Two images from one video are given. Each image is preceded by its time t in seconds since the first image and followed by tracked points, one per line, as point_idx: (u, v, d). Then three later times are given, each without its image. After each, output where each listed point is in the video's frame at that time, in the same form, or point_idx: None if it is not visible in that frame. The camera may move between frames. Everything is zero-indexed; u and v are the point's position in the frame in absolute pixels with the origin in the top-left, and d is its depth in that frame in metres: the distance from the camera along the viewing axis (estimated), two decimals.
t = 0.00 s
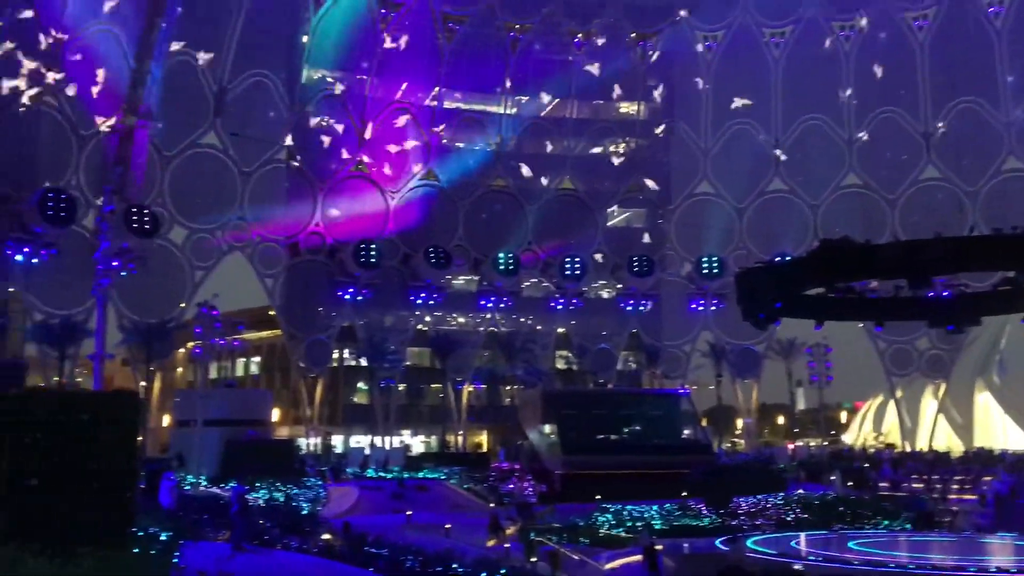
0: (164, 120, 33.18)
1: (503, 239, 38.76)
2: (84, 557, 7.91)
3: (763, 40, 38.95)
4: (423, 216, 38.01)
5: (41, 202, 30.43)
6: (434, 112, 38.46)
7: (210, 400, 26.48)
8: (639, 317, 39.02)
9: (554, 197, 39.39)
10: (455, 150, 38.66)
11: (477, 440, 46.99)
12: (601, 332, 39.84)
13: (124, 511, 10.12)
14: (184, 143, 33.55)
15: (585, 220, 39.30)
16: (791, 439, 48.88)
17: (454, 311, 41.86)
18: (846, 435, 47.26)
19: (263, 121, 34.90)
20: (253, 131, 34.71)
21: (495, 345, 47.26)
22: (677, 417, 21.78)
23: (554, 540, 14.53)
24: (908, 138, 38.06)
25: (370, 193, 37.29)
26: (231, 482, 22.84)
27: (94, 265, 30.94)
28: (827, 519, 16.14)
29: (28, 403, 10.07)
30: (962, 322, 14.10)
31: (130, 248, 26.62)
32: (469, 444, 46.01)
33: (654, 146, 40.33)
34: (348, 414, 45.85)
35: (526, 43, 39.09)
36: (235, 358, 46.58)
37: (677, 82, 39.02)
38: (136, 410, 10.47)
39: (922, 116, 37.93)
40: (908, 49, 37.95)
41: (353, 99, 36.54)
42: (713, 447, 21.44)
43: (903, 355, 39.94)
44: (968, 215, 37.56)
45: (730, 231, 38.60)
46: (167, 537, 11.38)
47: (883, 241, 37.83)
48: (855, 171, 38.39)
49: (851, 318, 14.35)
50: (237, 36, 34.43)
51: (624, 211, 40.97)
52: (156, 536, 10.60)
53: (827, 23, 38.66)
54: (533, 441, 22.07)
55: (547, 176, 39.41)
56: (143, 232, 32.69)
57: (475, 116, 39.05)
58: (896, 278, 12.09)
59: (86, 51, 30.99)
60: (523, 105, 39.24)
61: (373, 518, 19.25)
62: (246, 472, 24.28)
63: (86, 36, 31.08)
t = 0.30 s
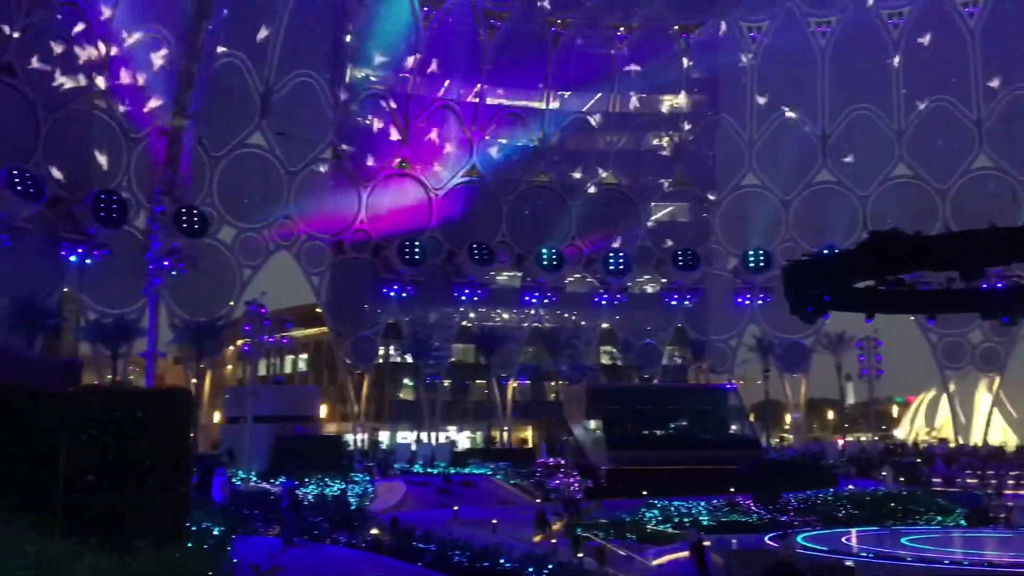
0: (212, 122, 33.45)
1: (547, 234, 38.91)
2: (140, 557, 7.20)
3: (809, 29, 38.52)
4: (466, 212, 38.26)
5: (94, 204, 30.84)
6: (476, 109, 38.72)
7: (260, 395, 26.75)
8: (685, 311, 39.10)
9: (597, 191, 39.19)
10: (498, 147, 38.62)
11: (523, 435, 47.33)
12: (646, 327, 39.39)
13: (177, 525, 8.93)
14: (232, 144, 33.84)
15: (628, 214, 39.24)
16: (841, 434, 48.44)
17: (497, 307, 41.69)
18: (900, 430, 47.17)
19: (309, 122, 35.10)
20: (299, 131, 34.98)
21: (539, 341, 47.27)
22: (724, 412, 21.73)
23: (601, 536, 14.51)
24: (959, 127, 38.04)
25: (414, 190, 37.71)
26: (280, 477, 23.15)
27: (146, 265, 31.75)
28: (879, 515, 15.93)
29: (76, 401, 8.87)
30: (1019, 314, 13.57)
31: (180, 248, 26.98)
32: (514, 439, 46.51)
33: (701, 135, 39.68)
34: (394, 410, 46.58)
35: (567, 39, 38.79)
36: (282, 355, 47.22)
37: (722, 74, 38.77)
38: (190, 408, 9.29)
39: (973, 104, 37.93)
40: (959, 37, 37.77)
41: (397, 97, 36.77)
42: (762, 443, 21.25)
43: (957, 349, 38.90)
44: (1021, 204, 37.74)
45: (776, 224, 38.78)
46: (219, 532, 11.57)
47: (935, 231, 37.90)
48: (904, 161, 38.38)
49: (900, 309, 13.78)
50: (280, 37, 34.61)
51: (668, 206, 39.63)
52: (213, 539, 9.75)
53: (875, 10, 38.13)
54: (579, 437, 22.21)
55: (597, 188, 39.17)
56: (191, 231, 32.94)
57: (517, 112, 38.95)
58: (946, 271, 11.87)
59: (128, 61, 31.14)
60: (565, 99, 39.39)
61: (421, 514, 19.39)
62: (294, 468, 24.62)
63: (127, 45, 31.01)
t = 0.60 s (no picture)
0: (241, 121, 33.73)
1: (572, 230, 38.62)
2: (171, 552, 7.15)
3: (838, 21, 38.10)
4: (493, 207, 37.82)
5: (123, 201, 30.86)
6: (503, 105, 38.83)
7: (287, 392, 26.83)
8: (712, 307, 38.96)
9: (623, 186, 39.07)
10: (524, 142, 38.51)
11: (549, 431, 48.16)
12: (673, 323, 39.35)
13: (204, 526, 8.54)
14: (260, 141, 34.09)
15: (655, 209, 38.79)
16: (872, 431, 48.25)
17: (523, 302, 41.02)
18: (931, 427, 47.71)
19: (337, 121, 35.31)
20: (327, 128, 35.13)
21: (565, 337, 47.31)
22: (751, 409, 21.28)
23: (628, 532, 14.50)
24: (992, 120, 37.84)
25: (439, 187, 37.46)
26: (309, 472, 23.35)
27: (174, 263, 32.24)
28: (911, 512, 15.76)
29: (106, 396, 8.58)
30: None
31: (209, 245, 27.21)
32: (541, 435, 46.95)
33: (728, 130, 38.96)
34: (421, 406, 47.17)
35: (592, 33, 39.08)
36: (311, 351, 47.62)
37: (750, 68, 38.47)
38: (219, 405, 8.90)
39: (1005, 97, 37.74)
40: (992, 28, 37.40)
41: (424, 93, 37.46)
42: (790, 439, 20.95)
43: (989, 345, 38.33)
44: None
45: (805, 219, 38.47)
46: (249, 526, 11.73)
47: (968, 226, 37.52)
48: (936, 155, 38.05)
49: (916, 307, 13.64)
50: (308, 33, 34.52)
51: (695, 200, 39.67)
52: (240, 534, 9.73)
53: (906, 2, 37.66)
54: (606, 433, 22.16)
55: (628, 198, 38.74)
56: (221, 228, 32.60)
57: (543, 109, 38.83)
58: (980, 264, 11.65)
59: (151, 61, 31.35)
60: (593, 95, 39.72)
61: (448, 509, 19.50)
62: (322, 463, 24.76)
63: (153, 45, 31.22)
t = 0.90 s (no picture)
0: (245, 120, 33.49)
1: (577, 230, 38.73)
2: (178, 549, 7.20)
3: (844, 20, 38.16)
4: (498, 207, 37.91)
5: (129, 199, 30.41)
6: (508, 104, 38.69)
7: (293, 388, 26.95)
8: (716, 306, 39.07)
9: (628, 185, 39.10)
10: (529, 140, 38.75)
11: (553, 430, 49.52)
12: (678, 322, 39.32)
13: (207, 522, 8.53)
14: (264, 141, 34.06)
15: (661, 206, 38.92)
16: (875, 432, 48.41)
17: (529, 302, 40.87)
18: (936, 428, 47.88)
19: (343, 119, 35.32)
20: (332, 127, 35.11)
21: (569, 336, 47.35)
22: (756, 409, 20.99)
23: (632, 531, 14.49)
24: (998, 119, 37.66)
25: (444, 184, 37.41)
26: (313, 470, 23.39)
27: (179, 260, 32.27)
28: (915, 513, 15.72)
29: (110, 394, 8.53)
30: None
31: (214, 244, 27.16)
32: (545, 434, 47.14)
33: (733, 128, 38.81)
34: (426, 404, 47.58)
35: (598, 32, 38.52)
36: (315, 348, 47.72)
37: (755, 67, 38.55)
38: (223, 402, 8.87)
39: (1011, 97, 37.56)
40: (997, 27, 37.27)
41: (429, 92, 37.65)
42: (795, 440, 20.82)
43: (994, 345, 38.27)
44: None
45: (811, 218, 38.54)
46: (253, 524, 11.71)
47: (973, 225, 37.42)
48: (941, 154, 38.04)
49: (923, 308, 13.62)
50: (313, 29, 34.15)
51: (697, 201, 39.19)
52: (243, 531, 9.70)
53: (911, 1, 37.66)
54: (610, 432, 21.98)
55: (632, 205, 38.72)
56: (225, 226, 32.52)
57: (547, 107, 38.85)
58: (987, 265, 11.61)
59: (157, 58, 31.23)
60: (598, 93, 39.74)
61: (452, 507, 19.49)
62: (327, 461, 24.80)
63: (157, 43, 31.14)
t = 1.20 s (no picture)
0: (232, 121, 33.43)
1: (564, 233, 38.80)
2: (157, 552, 7.19)
3: (829, 26, 38.43)
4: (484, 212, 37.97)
5: (112, 200, 30.43)
6: (495, 106, 38.53)
7: (276, 390, 26.47)
8: (702, 310, 39.05)
9: (614, 189, 39.22)
10: (516, 143, 38.63)
11: (538, 432, 49.43)
12: (663, 325, 39.37)
13: (191, 522, 8.48)
14: (250, 142, 34.01)
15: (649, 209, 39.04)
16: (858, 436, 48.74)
17: (514, 304, 40.75)
18: (919, 432, 48.11)
19: (329, 120, 35.23)
20: (318, 128, 35.01)
21: (555, 339, 47.43)
22: (741, 412, 21.21)
23: (616, 535, 14.50)
24: (981, 126, 37.87)
25: (431, 187, 37.47)
26: (297, 472, 23.32)
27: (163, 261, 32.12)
28: (897, 516, 15.81)
29: (94, 395, 8.53)
30: None
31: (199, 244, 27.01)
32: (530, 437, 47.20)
33: (718, 136, 39.00)
34: (411, 406, 47.62)
35: (585, 36, 38.65)
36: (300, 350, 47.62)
37: (741, 72, 38.82)
38: (206, 403, 8.87)
39: (994, 104, 37.78)
40: (980, 34, 37.58)
41: (415, 94, 37.42)
42: (778, 443, 21.08)
43: (976, 350, 38.60)
44: None
45: (795, 223, 38.73)
46: (237, 525, 11.66)
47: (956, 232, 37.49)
48: (924, 160, 38.21)
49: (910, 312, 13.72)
50: (300, 29, 34.13)
51: (684, 205, 39.30)
52: (228, 535, 9.59)
53: (896, 8, 37.97)
54: (595, 435, 22.07)
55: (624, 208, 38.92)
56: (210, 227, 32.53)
57: (534, 109, 38.75)
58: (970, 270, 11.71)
59: (149, 69, 31.32)
60: (585, 97, 39.66)
61: (436, 510, 19.45)
62: (311, 463, 24.75)
63: (143, 45, 31.10)
